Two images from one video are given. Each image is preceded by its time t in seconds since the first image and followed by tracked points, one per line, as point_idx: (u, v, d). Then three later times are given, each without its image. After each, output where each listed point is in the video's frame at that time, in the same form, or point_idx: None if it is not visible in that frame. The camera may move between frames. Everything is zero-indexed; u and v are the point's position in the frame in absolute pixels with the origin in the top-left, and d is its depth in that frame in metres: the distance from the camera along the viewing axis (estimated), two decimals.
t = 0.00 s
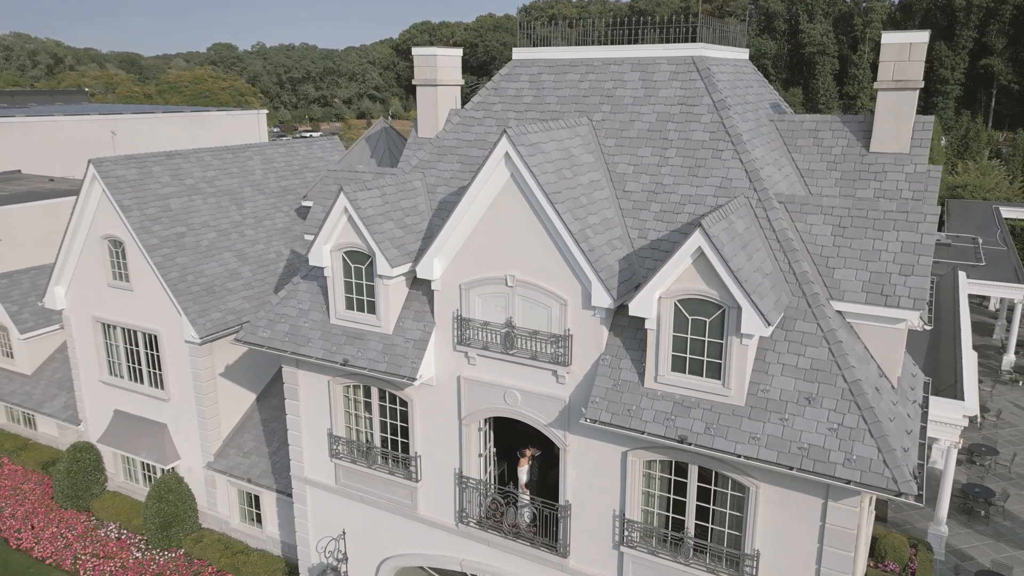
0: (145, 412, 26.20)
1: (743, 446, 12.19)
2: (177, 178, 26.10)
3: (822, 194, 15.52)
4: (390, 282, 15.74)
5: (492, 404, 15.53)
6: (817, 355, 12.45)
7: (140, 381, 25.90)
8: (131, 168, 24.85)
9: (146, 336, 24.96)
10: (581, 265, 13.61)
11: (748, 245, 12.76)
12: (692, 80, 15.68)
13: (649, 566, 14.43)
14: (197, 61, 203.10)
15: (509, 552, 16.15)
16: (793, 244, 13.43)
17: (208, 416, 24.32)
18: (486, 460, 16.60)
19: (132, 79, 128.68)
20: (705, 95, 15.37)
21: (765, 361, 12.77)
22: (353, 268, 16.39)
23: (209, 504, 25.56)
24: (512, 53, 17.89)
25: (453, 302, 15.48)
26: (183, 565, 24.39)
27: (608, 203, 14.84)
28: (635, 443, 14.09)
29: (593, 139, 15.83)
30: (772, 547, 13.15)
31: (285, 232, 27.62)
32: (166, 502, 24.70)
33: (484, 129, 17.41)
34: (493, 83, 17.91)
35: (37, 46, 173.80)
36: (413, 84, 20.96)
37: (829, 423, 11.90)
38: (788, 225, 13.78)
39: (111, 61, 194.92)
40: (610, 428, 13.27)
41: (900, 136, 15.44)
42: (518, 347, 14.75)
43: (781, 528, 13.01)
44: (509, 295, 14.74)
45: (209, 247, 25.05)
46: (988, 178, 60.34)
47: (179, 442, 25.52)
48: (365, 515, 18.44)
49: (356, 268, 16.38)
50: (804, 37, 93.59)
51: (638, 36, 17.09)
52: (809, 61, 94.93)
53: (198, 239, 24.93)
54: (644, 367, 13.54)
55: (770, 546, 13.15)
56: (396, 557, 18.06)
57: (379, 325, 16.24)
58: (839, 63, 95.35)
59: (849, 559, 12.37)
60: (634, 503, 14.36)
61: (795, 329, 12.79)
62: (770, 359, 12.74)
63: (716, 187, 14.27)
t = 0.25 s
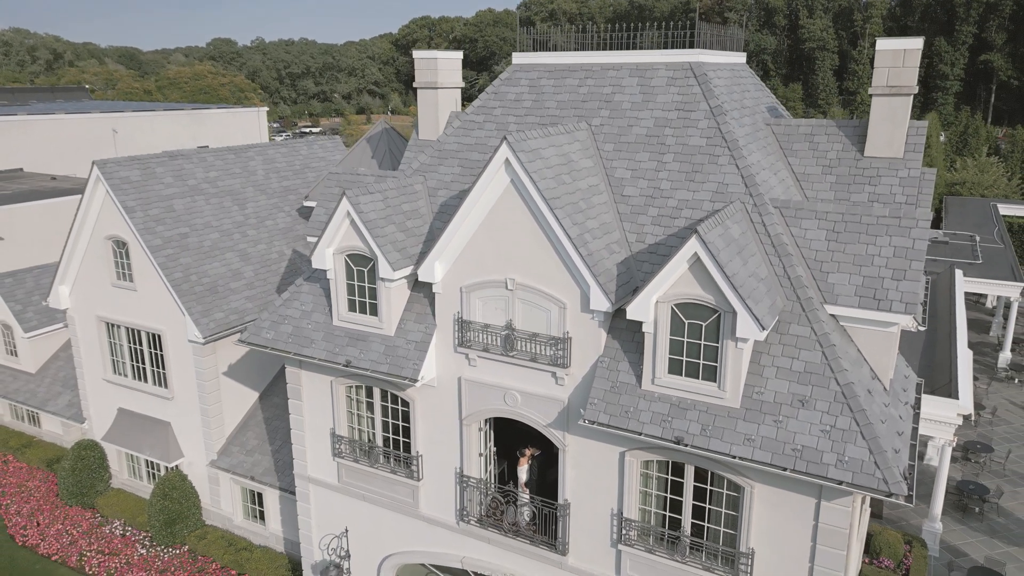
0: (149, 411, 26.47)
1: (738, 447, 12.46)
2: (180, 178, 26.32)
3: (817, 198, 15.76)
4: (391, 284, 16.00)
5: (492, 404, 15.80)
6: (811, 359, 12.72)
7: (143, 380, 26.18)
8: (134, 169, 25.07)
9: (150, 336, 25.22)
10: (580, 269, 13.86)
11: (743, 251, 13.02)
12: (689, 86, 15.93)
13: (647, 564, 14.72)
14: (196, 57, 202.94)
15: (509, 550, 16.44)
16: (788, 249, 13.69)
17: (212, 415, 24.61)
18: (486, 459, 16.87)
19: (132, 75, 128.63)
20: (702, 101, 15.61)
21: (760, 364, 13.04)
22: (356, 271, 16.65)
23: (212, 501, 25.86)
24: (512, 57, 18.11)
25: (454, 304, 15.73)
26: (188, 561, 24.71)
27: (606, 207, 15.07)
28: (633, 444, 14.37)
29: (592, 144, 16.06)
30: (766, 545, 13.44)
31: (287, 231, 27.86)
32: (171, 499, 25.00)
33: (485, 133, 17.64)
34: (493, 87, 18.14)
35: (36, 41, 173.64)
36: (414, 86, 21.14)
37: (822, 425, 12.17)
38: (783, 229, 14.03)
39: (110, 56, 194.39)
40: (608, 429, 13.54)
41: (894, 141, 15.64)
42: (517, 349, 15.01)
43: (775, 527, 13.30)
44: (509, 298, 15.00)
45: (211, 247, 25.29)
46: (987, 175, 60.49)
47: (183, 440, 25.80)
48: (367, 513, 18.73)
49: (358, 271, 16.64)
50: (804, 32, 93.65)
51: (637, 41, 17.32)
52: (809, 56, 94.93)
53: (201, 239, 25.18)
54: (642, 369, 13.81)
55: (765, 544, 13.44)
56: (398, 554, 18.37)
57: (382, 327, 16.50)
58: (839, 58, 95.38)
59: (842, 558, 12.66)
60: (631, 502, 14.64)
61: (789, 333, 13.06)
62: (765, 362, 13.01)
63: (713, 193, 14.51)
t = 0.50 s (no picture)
0: (152, 409, 26.75)
1: (733, 447, 12.72)
2: (183, 179, 26.55)
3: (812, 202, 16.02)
4: (393, 287, 16.25)
5: (492, 405, 16.07)
6: (805, 361, 12.99)
7: (147, 378, 26.45)
8: (138, 170, 25.29)
9: (153, 335, 25.48)
10: (578, 273, 14.11)
11: (739, 255, 13.27)
12: (687, 91, 16.18)
13: (643, 561, 15.02)
14: (196, 52, 202.65)
15: (509, 547, 16.74)
16: (783, 253, 13.96)
17: (215, 413, 24.90)
18: (487, 458, 17.15)
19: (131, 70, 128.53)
20: (699, 107, 15.85)
21: (755, 366, 13.31)
22: (358, 273, 16.91)
23: (216, 498, 26.17)
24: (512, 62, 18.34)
25: (455, 307, 15.99)
26: (192, 557, 25.03)
27: (605, 211, 15.32)
28: (631, 444, 14.65)
29: (591, 148, 16.30)
30: (760, 543, 13.73)
31: (288, 231, 28.11)
32: (175, 496, 25.30)
33: (485, 137, 17.87)
34: (493, 91, 18.37)
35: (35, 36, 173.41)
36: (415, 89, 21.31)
37: (815, 426, 12.44)
38: (778, 234, 14.28)
39: (109, 51, 194.11)
40: (605, 430, 13.80)
41: (888, 146, 15.91)
42: (517, 351, 15.29)
43: (769, 525, 13.59)
44: (509, 300, 15.26)
45: (214, 248, 25.54)
46: (985, 172, 60.62)
47: (187, 438, 26.09)
48: (370, 511, 19.03)
49: (361, 273, 16.90)
50: (803, 28, 92.78)
51: (635, 46, 17.56)
52: (809, 52, 94.95)
53: (203, 240, 25.42)
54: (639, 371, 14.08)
55: (759, 542, 13.74)
56: (400, 551, 18.67)
57: (384, 328, 16.76)
58: (839, 54, 95.35)
59: (835, 556, 12.95)
60: (629, 501, 14.92)
61: (784, 336, 13.33)
62: (760, 364, 13.29)
63: (709, 197, 14.75)
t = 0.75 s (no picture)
0: (156, 407, 27.03)
1: (729, 448, 13.00)
2: (185, 179, 26.79)
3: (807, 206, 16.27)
4: (395, 289, 16.52)
5: (492, 405, 16.35)
6: (799, 363, 13.27)
7: (151, 377, 26.74)
8: (141, 171, 25.52)
9: (157, 334, 25.75)
10: (577, 276, 14.36)
11: (735, 259, 13.53)
12: (684, 96, 16.41)
13: (641, 558, 15.32)
14: (195, 47, 202.46)
15: (509, 544, 17.04)
16: (778, 257, 14.22)
17: (218, 412, 25.18)
18: (487, 457, 17.44)
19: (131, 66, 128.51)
20: (696, 112, 16.09)
21: (750, 368, 13.59)
22: (361, 276, 17.18)
23: (219, 495, 26.48)
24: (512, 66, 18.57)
25: (456, 308, 16.25)
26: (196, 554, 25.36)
27: (603, 215, 15.56)
28: (628, 443, 14.93)
29: (589, 152, 16.54)
30: (755, 541, 14.03)
31: (290, 231, 28.36)
32: (179, 493, 25.60)
33: (485, 141, 18.11)
34: (493, 95, 18.60)
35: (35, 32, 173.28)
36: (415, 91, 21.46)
37: (808, 427, 12.72)
38: (773, 238, 14.54)
39: (108, 47, 194.00)
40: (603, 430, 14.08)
41: (882, 150, 16.14)
42: (517, 352, 15.56)
43: (764, 524, 13.88)
44: (509, 302, 15.52)
45: (217, 248, 25.78)
46: (984, 168, 60.79)
47: (190, 436, 26.38)
48: (372, 508, 19.33)
49: (363, 275, 17.17)
50: (804, 23, 93.19)
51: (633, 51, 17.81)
52: (809, 48, 95.00)
53: (206, 240, 25.66)
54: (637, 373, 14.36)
55: (754, 540, 14.03)
56: (402, 547, 18.98)
57: (386, 330, 17.03)
58: (839, 50, 95.42)
59: (828, 554, 13.24)
60: (626, 499, 15.22)
61: (779, 338, 13.61)
62: (755, 366, 13.56)
63: (706, 202, 15.00)
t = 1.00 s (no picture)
0: (160, 405, 27.31)
1: (724, 448, 13.27)
2: (188, 180, 27.03)
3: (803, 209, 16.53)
4: (397, 291, 16.79)
5: (493, 405, 16.63)
6: (793, 365, 13.55)
7: (155, 375, 27.01)
8: (144, 171, 25.75)
9: (161, 333, 26.02)
10: (576, 279, 14.62)
11: (730, 263, 13.79)
12: (681, 101, 16.65)
13: (638, 555, 15.62)
14: (194, 42, 202.29)
15: (509, 541, 17.34)
16: (773, 261, 14.49)
17: (222, 410, 25.46)
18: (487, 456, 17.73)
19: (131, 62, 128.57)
20: (693, 116, 16.33)
21: (745, 370, 13.87)
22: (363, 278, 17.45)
23: (222, 493, 26.77)
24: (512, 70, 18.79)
25: (457, 310, 16.52)
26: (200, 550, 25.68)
27: (602, 218, 15.81)
28: (626, 443, 15.22)
29: (588, 156, 16.78)
30: (750, 538, 14.32)
31: (292, 231, 28.61)
32: (183, 490, 25.90)
33: (485, 144, 18.36)
34: (494, 99, 18.84)
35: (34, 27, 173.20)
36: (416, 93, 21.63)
37: (802, 428, 12.99)
38: (768, 242, 14.80)
39: (108, 42, 193.96)
40: (602, 430, 14.35)
41: (877, 154, 16.39)
42: (517, 353, 15.84)
43: (759, 522, 14.17)
44: (509, 305, 15.78)
45: (219, 248, 26.02)
46: (982, 165, 60.98)
47: (193, 434, 26.66)
48: (374, 506, 19.62)
49: (365, 278, 17.44)
50: (804, 19, 93.31)
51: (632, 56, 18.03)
52: (808, 44, 95.07)
53: (209, 240, 25.91)
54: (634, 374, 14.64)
55: (749, 537, 14.33)
56: (404, 544, 19.28)
57: (387, 331, 17.31)
58: (839, 46, 95.45)
59: (822, 552, 13.52)
60: (624, 497, 15.50)
61: (773, 341, 13.89)
62: (750, 368, 13.83)
63: (703, 206, 15.25)
